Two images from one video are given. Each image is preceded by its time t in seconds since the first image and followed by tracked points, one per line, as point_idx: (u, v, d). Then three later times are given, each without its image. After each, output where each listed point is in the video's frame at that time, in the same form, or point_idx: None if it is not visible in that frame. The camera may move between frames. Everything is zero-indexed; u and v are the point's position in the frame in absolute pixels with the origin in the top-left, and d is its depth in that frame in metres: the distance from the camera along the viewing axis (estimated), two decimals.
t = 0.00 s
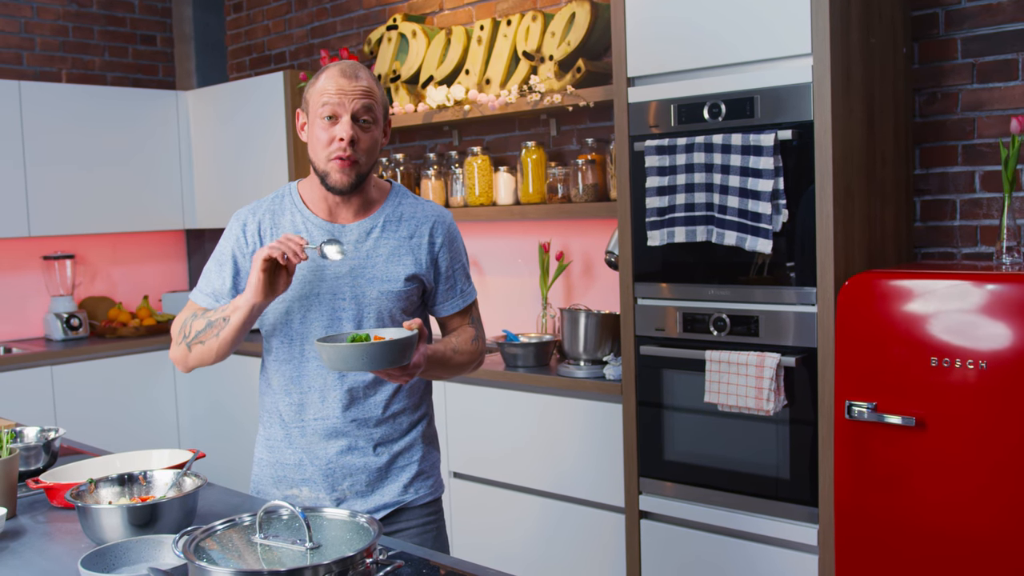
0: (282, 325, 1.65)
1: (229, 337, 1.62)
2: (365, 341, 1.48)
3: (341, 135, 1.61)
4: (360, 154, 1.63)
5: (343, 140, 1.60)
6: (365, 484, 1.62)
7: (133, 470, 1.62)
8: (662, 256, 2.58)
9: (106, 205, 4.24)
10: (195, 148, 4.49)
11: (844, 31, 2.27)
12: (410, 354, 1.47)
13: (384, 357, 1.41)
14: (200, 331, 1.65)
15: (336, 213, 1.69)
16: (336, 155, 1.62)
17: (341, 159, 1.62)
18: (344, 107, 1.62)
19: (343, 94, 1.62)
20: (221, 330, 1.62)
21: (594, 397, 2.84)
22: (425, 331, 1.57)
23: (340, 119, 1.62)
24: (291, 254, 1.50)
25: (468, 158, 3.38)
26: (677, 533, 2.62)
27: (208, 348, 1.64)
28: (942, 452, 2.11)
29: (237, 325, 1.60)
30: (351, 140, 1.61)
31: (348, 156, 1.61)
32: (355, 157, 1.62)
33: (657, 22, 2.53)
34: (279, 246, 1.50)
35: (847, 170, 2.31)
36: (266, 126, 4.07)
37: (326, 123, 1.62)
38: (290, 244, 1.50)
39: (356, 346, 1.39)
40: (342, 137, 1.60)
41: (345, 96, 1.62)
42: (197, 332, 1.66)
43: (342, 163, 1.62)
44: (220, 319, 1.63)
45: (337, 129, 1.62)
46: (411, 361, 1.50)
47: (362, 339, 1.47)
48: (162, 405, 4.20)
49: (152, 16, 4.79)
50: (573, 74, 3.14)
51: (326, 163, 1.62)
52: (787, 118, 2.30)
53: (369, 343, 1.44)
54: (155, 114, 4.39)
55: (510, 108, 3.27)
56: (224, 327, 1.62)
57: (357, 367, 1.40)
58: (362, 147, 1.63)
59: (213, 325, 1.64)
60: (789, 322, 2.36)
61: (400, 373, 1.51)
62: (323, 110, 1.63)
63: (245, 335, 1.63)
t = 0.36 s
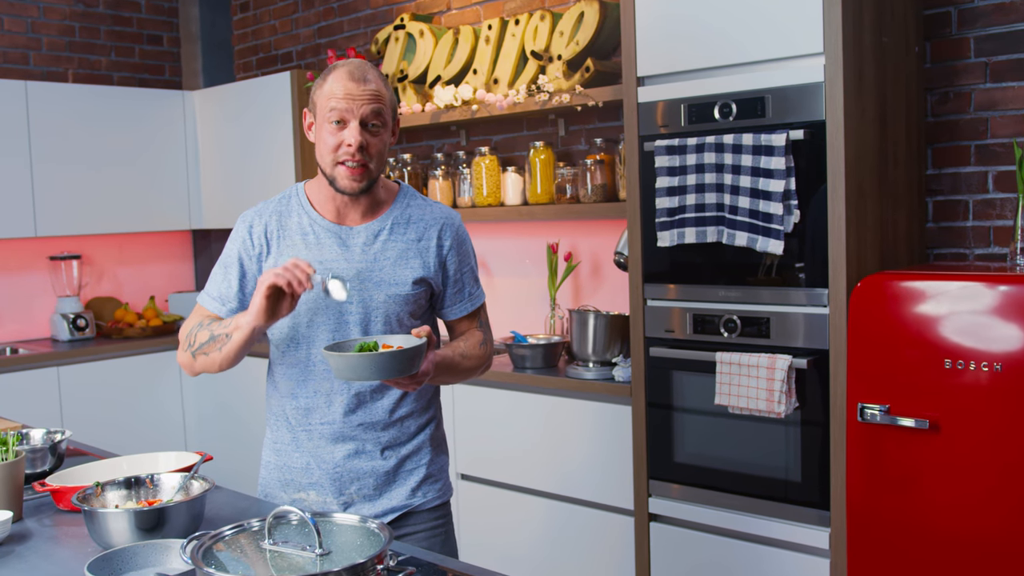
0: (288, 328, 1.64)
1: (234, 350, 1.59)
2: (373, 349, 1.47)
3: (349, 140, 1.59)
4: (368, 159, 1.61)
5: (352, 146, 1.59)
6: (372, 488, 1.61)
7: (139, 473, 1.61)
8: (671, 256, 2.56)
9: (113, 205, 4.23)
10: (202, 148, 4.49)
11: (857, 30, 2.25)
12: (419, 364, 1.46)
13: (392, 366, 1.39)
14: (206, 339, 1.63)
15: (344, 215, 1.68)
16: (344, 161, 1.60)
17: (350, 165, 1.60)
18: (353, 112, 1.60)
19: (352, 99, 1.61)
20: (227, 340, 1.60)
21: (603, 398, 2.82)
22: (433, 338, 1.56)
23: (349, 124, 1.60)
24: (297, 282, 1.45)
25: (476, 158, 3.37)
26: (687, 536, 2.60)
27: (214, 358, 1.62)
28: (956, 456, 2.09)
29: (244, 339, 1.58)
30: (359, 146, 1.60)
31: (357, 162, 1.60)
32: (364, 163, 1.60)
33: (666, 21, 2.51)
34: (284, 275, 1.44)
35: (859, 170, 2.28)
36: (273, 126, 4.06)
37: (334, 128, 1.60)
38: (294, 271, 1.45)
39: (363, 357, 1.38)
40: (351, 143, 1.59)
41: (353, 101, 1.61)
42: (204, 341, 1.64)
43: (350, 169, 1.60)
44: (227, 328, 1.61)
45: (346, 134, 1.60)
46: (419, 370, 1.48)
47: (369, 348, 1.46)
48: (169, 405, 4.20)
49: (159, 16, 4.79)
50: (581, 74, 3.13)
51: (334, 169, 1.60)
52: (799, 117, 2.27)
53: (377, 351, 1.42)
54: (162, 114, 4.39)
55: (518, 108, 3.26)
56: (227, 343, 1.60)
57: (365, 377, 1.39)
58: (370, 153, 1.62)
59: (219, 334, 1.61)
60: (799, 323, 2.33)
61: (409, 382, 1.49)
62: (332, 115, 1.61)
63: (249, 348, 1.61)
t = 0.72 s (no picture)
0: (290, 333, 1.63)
1: (237, 370, 1.58)
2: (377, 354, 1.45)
3: (356, 178, 1.54)
4: (375, 189, 1.58)
5: (359, 183, 1.54)
6: (376, 493, 1.60)
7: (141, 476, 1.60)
8: (676, 257, 2.55)
9: (115, 206, 4.23)
10: (205, 148, 4.48)
11: (863, 30, 2.24)
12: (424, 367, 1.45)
13: (397, 369, 1.38)
14: (208, 355, 1.62)
15: (347, 221, 1.66)
16: (350, 192, 1.56)
17: (356, 195, 1.57)
18: (361, 148, 1.52)
19: (360, 135, 1.51)
20: (229, 360, 1.59)
21: (607, 400, 2.81)
22: (439, 340, 1.54)
23: (356, 159, 1.53)
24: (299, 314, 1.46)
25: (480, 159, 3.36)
26: (692, 540, 2.59)
27: (215, 374, 1.61)
28: (963, 460, 2.07)
29: (246, 361, 1.57)
30: (367, 182, 1.55)
31: (364, 195, 1.57)
32: (370, 194, 1.57)
33: (671, 22, 2.50)
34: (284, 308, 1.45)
35: (865, 172, 2.27)
36: (275, 126, 4.05)
37: (341, 161, 1.54)
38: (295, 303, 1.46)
39: (369, 361, 1.37)
40: (358, 179, 1.54)
41: (361, 137, 1.52)
42: (205, 357, 1.62)
43: (356, 198, 1.57)
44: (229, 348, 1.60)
45: (353, 168, 1.54)
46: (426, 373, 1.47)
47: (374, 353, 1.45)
48: (172, 406, 4.19)
49: (161, 16, 4.79)
50: (585, 74, 3.11)
51: (340, 195, 1.58)
52: (805, 118, 2.26)
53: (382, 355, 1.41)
54: (164, 114, 4.38)
55: (521, 109, 3.24)
56: (230, 364, 1.59)
57: (370, 381, 1.38)
58: (377, 183, 1.57)
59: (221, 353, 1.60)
60: (804, 325, 2.32)
61: (415, 385, 1.48)
62: (338, 149, 1.53)
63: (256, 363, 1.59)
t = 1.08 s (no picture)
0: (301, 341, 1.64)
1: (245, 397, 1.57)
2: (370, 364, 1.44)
3: (365, 184, 1.52)
4: (385, 194, 1.56)
5: (369, 190, 1.52)
6: (387, 501, 1.59)
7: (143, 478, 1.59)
8: (679, 257, 2.53)
9: (116, 206, 4.22)
10: (206, 148, 4.47)
11: (868, 30, 2.22)
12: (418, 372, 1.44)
13: (392, 379, 1.37)
14: (214, 377, 1.60)
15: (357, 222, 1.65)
16: (360, 198, 1.55)
17: (365, 200, 1.55)
18: (371, 156, 1.50)
19: (370, 142, 1.48)
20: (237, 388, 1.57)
21: (610, 401, 2.80)
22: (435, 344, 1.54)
23: (366, 165, 1.51)
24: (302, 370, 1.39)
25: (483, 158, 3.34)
26: (696, 542, 2.58)
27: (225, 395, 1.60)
28: (970, 461, 2.06)
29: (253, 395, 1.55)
30: (377, 189, 1.53)
31: (373, 201, 1.55)
32: (380, 200, 1.56)
33: (675, 21, 2.48)
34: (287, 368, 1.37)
35: (870, 172, 2.26)
36: (277, 126, 4.04)
37: (350, 167, 1.52)
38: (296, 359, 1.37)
39: (363, 373, 1.35)
40: (367, 186, 1.52)
41: (371, 145, 1.49)
42: (211, 378, 1.60)
43: (365, 203, 1.56)
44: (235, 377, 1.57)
45: (362, 174, 1.52)
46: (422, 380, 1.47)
47: (366, 363, 1.43)
48: (173, 406, 4.18)
49: (161, 15, 4.78)
50: (588, 73, 3.10)
51: (349, 199, 1.56)
52: (810, 117, 2.25)
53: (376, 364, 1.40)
54: (165, 113, 4.37)
55: (524, 108, 3.23)
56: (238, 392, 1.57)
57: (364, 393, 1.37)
58: (387, 189, 1.55)
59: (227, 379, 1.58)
60: (807, 325, 2.31)
61: (412, 393, 1.48)
62: (347, 155, 1.50)
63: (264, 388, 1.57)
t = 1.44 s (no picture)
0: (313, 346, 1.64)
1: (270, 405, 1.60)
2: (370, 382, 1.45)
3: (380, 182, 1.50)
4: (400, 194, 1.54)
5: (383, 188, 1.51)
6: (406, 512, 1.58)
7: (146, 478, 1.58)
8: (683, 256, 2.52)
9: (117, 205, 4.21)
10: (207, 147, 4.46)
11: (875, 28, 2.21)
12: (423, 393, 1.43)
13: (394, 399, 1.37)
14: (237, 385, 1.63)
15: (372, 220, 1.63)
16: (373, 196, 1.53)
17: (379, 199, 1.54)
18: (385, 153, 1.48)
19: (385, 140, 1.47)
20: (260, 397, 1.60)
21: (613, 400, 2.78)
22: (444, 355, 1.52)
23: (380, 163, 1.49)
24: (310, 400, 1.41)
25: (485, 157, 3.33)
26: (702, 543, 2.57)
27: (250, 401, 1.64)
28: (978, 462, 2.04)
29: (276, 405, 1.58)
30: (391, 188, 1.51)
31: (387, 201, 1.53)
32: (393, 200, 1.54)
33: (679, 19, 2.47)
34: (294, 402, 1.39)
35: (876, 171, 2.24)
36: (278, 125, 4.03)
37: (365, 165, 1.50)
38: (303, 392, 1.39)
39: (361, 395, 1.35)
40: (381, 184, 1.50)
41: (386, 143, 1.47)
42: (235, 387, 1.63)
43: (379, 202, 1.54)
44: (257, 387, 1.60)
45: (376, 172, 1.50)
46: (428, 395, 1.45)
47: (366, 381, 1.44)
48: (174, 406, 4.17)
49: (162, 14, 4.77)
50: (590, 72, 3.09)
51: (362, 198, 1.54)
52: (816, 115, 2.23)
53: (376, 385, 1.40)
54: (166, 112, 4.36)
55: (527, 106, 3.21)
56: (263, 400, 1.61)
57: (364, 414, 1.37)
58: (403, 189, 1.54)
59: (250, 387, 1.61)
60: (811, 325, 2.30)
61: (417, 408, 1.47)
62: (361, 152, 1.49)
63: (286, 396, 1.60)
